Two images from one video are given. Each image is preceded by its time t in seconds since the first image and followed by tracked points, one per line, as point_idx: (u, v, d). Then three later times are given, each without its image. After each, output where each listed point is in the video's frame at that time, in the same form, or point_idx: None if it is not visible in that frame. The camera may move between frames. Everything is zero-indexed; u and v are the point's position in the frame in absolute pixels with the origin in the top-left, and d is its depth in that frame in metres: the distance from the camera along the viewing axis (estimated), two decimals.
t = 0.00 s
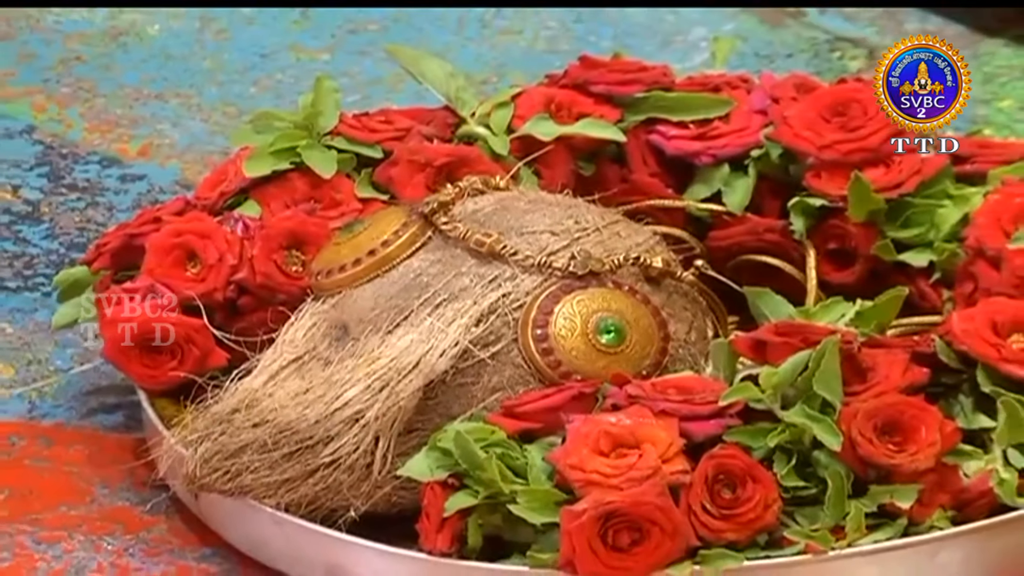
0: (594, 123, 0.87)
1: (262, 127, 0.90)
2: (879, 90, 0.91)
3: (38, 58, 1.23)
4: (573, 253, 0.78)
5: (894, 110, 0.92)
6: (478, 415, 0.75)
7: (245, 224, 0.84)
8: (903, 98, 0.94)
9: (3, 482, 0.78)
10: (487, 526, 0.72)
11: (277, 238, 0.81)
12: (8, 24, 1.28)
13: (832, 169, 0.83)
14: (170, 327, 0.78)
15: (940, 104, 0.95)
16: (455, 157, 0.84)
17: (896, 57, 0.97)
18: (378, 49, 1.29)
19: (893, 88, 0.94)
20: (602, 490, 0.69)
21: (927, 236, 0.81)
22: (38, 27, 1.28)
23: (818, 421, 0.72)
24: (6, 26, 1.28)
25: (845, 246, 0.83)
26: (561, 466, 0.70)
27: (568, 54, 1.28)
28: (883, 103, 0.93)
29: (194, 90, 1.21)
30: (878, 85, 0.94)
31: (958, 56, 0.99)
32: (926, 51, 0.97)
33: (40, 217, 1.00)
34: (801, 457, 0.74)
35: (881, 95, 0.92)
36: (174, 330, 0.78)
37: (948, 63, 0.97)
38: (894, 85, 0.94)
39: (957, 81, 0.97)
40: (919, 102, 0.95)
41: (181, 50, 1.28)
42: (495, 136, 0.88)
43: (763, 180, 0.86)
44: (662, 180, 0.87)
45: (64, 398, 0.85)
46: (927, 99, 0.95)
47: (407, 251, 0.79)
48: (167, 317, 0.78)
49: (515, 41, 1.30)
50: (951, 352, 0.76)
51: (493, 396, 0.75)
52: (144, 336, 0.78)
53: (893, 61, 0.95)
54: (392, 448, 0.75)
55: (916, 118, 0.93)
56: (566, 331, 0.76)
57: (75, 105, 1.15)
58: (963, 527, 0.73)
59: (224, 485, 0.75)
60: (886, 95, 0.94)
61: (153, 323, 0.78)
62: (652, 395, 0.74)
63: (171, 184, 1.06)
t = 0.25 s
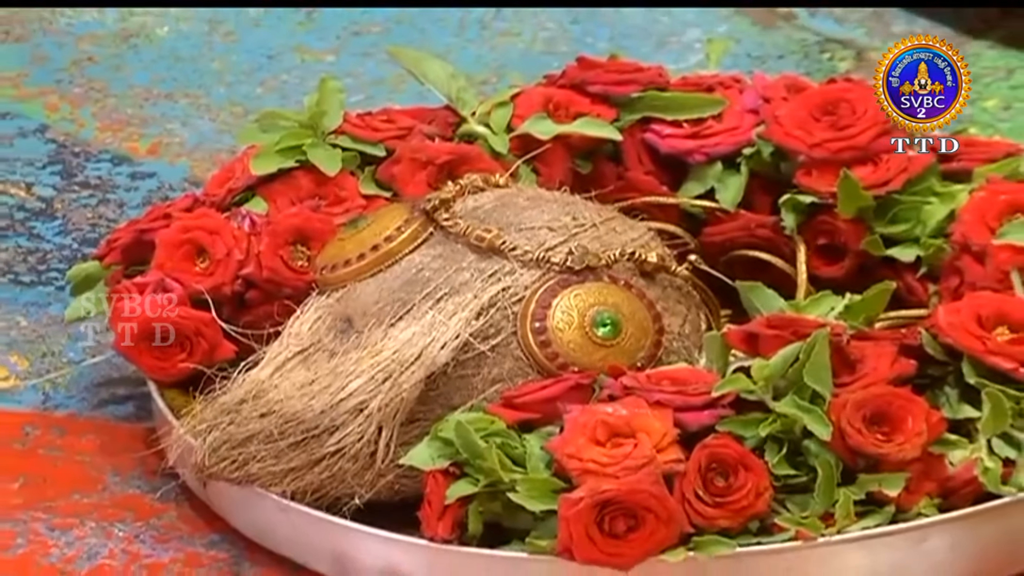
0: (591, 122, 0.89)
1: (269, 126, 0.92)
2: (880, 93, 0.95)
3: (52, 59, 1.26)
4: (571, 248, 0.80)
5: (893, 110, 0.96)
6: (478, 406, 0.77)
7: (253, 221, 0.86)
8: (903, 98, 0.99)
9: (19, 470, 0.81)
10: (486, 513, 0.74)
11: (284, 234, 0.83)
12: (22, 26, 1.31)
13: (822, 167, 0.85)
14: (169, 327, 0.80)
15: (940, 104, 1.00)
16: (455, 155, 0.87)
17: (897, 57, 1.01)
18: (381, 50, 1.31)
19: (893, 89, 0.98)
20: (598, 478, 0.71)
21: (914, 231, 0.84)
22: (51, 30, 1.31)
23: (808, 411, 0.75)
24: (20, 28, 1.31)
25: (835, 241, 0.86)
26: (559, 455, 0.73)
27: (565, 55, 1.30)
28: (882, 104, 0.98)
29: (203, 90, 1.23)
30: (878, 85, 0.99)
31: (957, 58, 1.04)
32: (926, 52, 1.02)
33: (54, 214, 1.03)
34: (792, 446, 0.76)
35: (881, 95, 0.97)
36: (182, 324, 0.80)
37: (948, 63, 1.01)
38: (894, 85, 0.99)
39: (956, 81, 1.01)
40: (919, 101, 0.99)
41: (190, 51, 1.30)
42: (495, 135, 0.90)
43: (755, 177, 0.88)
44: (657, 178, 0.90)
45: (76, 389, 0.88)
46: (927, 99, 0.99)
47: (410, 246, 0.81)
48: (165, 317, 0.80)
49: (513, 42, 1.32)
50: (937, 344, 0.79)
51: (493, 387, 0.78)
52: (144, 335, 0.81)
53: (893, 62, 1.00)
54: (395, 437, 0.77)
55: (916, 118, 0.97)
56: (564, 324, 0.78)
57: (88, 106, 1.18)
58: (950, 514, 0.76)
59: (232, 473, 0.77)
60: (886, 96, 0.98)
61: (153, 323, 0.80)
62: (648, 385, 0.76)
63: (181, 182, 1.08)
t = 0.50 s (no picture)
0: (590, 126, 0.91)
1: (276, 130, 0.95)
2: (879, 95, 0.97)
3: (66, 65, 1.29)
4: (569, 249, 0.83)
5: (893, 110, 0.98)
6: (480, 402, 0.80)
7: (261, 222, 0.88)
8: (903, 98, 1.00)
9: (35, 464, 0.83)
10: (488, 506, 0.76)
11: (291, 235, 0.86)
12: (37, 33, 1.34)
13: (814, 169, 0.87)
14: (169, 327, 0.83)
15: (939, 105, 1.01)
16: (458, 158, 0.89)
17: (897, 57, 1.02)
18: (387, 57, 1.34)
19: (893, 90, 1.00)
20: (597, 473, 0.73)
21: (903, 232, 0.86)
22: (64, 36, 1.34)
23: (800, 407, 0.77)
24: (34, 35, 1.34)
25: (826, 242, 0.88)
26: (558, 450, 0.75)
27: (564, 61, 1.32)
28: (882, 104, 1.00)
29: (212, 95, 1.26)
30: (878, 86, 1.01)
31: (958, 56, 1.04)
32: (926, 51, 1.02)
33: (67, 216, 1.06)
34: (785, 442, 0.78)
35: (881, 96, 0.98)
36: (191, 322, 0.82)
37: (948, 63, 1.02)
38: (894, 85, 1.01)
39: (956, 81, 1.02)
40: (919, 101, 1.01)
41: (200, 57, 1.33)
42: (496, 139, 0.93)
43: (748, 180, 0.91)
44: (654, 180, 0.92)
45: (90, 386, 0.91)
46: (927, 100, 1.01)
47: (414, 246, 0.83)
48: (165, 317, 0.83)
49: (513, 49, 1.34)
50: (925, 342, 0.81)
51: (494, 384, 0.80)
52: (144, 336, 0.83)
53: (894, 62, 1.01)
54: (399, 432, 0.79)
55: (915, 118, 0.99)
56: (563, 323, 0.80)
57: (101, 111, 1.21)
58: (938, 507, 0.78)
59: (241, 467, 0.79)
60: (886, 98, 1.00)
61: (153, 323, 0.83)
62: (644, 382, 0.78)
63: (190, 184, 1.11)
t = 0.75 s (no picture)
0: (588, 132, 0.94)
1: (284, 136, 0.97)
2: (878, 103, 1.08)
3: (81, 72, 1.32)
4: (568, 250, 0.85)
5: (891, 115, 1.08)
6: (482, 399, 0.82)
7: (269, 225, 0.91)
8: (903, 99, 1.10)
9: (52, 458, 0.86)
10: (489, 500, 0.79)
11: (298, 237, 0.88)
12: (53, 41, 1.37)
13: (805, 174, 0.90)
14: (174, 326, 0.86)
15: (939, 105, 1.10)
16: (460, 163, 0.92)
17: (897, 57, 1.10)
18: (391, 65, 1.36)
19: (894, 92, 1.10)
20: (594, 468, 0.76)
21: (891, 234, 0.89)
22: (80, 44, 1.38)
23: (791, 404, 0.79)
24: (50, 43, 1.37)
25: (816, 244, 0.91)
26: (556, 445, 0.78)
27: (563, 69, 1.35)
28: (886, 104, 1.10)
29: (222, 101, 1.29)
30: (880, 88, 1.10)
31: (959, 48, 1.10)
32: (926, 52, 1.09)
33: (82, 218, 1.09)
34: (776, 437, 0.81)
35: (880, 101, 1.08)
36: (202, 321, 0.85)
37: (948, 63, 1.09)
38: (894, 86, 1.10)
39: (955, 82, 1.09)
40: (919, 101, 1.10)
41: (210, 65, 1.35)
42: (497, 144, 0.95)
43: (741, 184, 0.93)
44: (649, 185, 0.95)
45: (103, 383, 0.93)
46: (927, 100, 1.10)
47: (417, 248, 0.86)
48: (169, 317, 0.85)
49: (514, 58, 1.37)
50: (912, 341, 0.83)
51: (494, 382, 0.83)
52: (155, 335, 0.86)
53: (894, 63, 1.10)
54: (403, 428, 0.82)
55: (916, 119, 1.09)
56: (562, 322, 0.83)
57: (115, 117, 1.24)
58: (925, 501, 0.80)
59: (250, 462, 0.82)
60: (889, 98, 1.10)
61: (155, 323, 0.86)
62: (640, 379, 0.81)
63: (201, 188, 1.14)
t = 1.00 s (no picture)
0: (585, 137, 0.96)
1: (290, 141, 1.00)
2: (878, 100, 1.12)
3: (93, 79, 1.35)
4: (566, 252, 0.88)
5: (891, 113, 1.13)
6: (482, 396, 0.85)
7: (276, 227, 0.94)
8: (904, 98, 1.15)
9: (64, 454, 0.89)
10: (489, 494, 0.81)
11: (304, 239, 0.90)
12: (66, 49, 1.40)
13: (796, 177, 0.93)
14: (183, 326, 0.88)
15: (939, 105, 1.13)
16: (460, 168, 0.94)
17: (897, 57, 1.14)
18: (394, 72, 1.38)
19: (893, 90, 1.15)
20: (591, 462, 0.79)
21: (879, 237, 0.92)
22: (92, 52, 1.40)
23: (783, 401, 0.82)
24: (63, 50, 1.40)
25: (807, 245, 0.93)
26: (555, 441, 0.80)
27: (561, 76, 1.37)
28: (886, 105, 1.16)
29: (230, 107, 1.31)
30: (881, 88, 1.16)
31: (957, 54, 1.14)
32: (926, 52, 1.13)
33: (94, 221, 1.12)
34: (768, 433, 0.83)
35: (880, 100, 1.14)
36: (210, 321, 0.88)
37: (948, 64, 1.13)
38: (894, 86, 1.15)
39: (955, 82, 1.13)
40: (919, 102, 1.14)
41: (218, 72, 1.37)
42: (497, 149, 0.98)
43: (734, 188, 0.95)
44: (645, 188, 0.97)
45: (115, 380, 0.96)
46: (927, 100, 1.14)
47: (419, 250, 0.88)
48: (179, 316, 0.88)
49: (514, 65, 1.39)
50: (899, 339, 0.85)
51: (494, 379, 0.85)
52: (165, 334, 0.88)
53: (894, 63, 1.14)
54: (405, 425, 0.84)
55: (916, 118, 1.14)
56: (560, 321, 0.85)
57: (125, 122, 1.27)
58: (912, 495, 0.83)
59: (257, 457, 0.84)
60: (889, 99, 1.15)
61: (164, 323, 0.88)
62: (636, 376, 0.84)
63: (210, 192, 1.17)
